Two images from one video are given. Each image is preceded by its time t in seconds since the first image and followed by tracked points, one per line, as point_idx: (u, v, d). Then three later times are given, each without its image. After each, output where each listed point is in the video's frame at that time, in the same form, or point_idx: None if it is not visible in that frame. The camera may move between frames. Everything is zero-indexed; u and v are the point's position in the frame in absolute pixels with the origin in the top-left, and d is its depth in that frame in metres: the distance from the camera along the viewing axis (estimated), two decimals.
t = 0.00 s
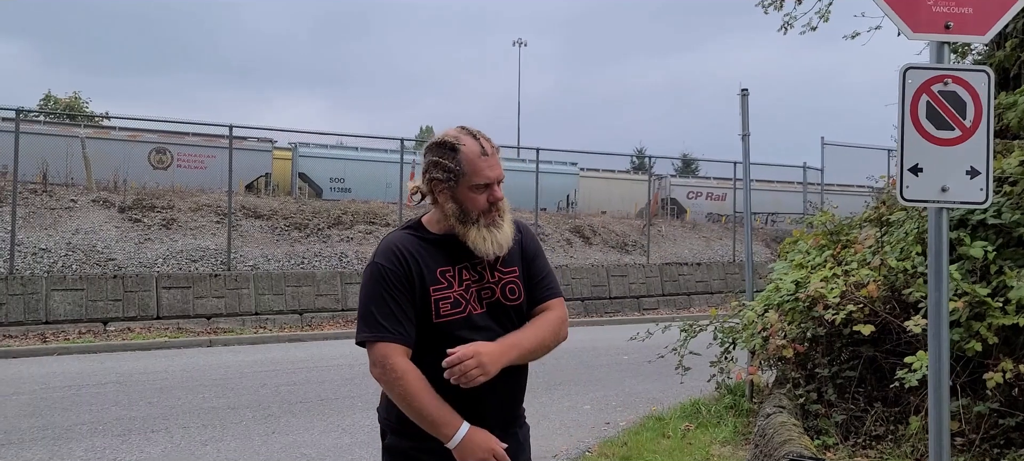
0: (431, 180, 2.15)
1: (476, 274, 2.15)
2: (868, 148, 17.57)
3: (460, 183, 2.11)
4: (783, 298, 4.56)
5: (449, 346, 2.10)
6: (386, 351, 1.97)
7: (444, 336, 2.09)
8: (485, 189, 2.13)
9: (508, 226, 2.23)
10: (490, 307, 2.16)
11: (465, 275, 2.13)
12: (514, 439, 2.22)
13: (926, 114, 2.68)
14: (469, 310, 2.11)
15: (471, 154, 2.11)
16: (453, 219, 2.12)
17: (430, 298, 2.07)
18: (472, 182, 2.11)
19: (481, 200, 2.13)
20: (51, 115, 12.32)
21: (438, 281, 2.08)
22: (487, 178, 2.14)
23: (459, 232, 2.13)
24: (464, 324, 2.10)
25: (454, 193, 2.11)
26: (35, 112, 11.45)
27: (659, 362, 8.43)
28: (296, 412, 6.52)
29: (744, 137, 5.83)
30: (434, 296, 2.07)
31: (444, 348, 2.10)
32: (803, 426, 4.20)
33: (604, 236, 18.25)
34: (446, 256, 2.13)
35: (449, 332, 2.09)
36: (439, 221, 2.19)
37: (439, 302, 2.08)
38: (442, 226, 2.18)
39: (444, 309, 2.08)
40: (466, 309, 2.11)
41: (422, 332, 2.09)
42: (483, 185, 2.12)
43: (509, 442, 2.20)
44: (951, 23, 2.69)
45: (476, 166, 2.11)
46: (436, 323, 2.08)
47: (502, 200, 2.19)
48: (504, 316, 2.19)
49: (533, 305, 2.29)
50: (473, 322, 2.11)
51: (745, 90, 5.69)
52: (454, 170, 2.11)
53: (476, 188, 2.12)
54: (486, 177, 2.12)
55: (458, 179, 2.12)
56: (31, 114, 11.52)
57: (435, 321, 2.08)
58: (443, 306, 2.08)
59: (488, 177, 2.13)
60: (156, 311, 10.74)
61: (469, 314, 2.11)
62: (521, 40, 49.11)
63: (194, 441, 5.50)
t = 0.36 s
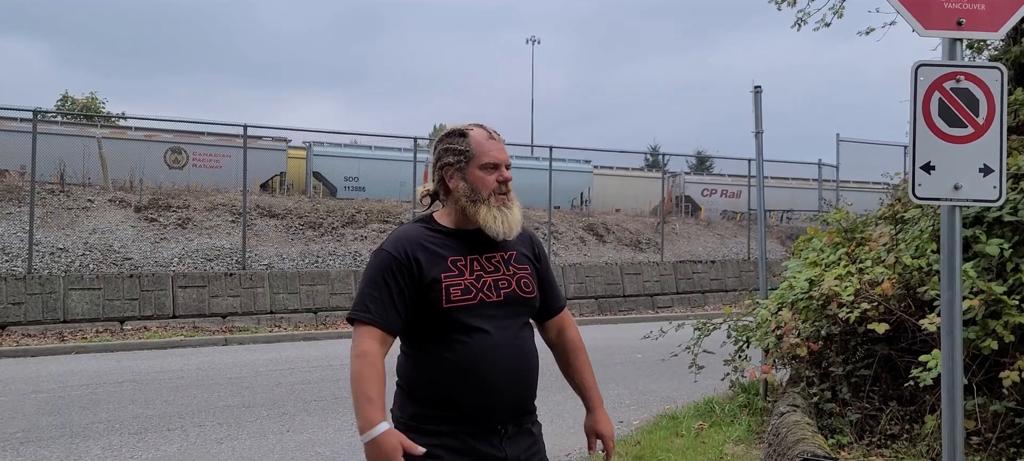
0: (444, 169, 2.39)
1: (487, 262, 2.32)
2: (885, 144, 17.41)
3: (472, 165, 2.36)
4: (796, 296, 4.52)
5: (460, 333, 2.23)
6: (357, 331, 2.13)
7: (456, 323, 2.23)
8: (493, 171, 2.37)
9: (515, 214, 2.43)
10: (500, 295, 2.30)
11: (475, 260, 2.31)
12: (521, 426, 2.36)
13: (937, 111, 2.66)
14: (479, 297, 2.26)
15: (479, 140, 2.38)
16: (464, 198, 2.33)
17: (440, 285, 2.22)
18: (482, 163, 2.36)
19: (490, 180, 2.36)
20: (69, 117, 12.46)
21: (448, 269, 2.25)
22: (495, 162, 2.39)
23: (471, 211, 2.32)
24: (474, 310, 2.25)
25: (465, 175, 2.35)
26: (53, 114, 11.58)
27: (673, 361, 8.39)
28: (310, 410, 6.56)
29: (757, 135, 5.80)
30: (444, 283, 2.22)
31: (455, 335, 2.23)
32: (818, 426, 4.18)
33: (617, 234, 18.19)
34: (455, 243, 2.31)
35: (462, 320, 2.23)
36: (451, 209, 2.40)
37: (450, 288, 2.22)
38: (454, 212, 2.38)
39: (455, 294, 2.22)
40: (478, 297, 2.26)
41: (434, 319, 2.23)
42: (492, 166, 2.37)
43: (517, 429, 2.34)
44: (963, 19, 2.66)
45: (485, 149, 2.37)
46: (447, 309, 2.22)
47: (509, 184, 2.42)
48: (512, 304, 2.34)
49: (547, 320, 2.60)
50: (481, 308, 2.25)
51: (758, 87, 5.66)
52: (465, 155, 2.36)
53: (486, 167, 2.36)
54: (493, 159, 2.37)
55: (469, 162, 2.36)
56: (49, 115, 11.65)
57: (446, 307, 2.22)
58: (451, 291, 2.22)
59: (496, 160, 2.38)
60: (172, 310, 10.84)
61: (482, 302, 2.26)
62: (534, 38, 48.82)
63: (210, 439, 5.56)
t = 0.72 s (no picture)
0: (471, 173, 2.48)
1: (509, 257, 2.38)
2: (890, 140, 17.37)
3: (495, 166, 2.43)
4: (802, 292, 4.54)
5: (482, 321, 2.28)
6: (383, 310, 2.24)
7: (480, 311, 2.28)
8: (515, 171, 2.44)
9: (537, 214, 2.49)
10: (521, 287, 2.36)
11: (499, 254, 2.36)
12: (540, 416, 2.39)
13: (943, 105, 2.65)
14: (501, 286, 2.31)
15: (502, 144, 2.47)
16: (488, 195, 2.40)
17: (465, 273, 2.28)
18: (505, 164, 2.44)
19: (513, 180, 2.43)
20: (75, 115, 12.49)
21: (473, 258, 2.31)
22: (518, 164, 2.47)
23: (494, 208, 2.39)
24: (497, 299, 2.30)
25: (488, 174, 2.43)
26: (59, 112, 11.60)
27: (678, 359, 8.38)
28: (316, 407, 6.58)
29: (762, 131, 5.79)
30: (469, 271, 2.29)
31: (478, 322, 2.28)
32: (823, 422, 4.18)
33: (622, 231, 18.16)
34: (480, 238, 2.37)
35: (484, 308, 2.28)
36: (477, 208, 2.47)
37: (474, 275, 2.29)
38: (480, 210, 2.45)
39: (480, 282, 2.29)
40: (501, 287, 2.31)
41: (458, 307, 2.28)
42: (515, 167, 2.45)
43: (536, 419, 2.36)
44: (968, 14, 2.65)
45: (508, 152, 2.46)
46: (472, 295, 2.27)
47: (532, 187, 2.49)
48: (532, 296, 2.38)
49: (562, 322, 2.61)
50: (504, 297, 2.31)
51: (763, 82, 5.65)
52: (489, 157, 2.45)
53: (509, 168, 2.43)
54: (516, 161, 2.45)
55: (493, 163, 2.44)
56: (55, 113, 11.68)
57: (471, 294, 2.27)
58: (476, 278, 2.28)
59: (519, 162, 2.46)
60: (178, 307, 10.89)
61: (504, 293, 2.32)
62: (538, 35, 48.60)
63: (216, 436, 5.59)
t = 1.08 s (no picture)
0: (492, 171, 2.50)
1: (523, 250, 2.41)
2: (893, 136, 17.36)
3: (516, 163, 2.45)
4: (805, 287, 4.50)
5: (491, 307, 2.32)
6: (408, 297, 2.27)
7: (488, 297, 2.32)
8: (536, 168, 2.46)
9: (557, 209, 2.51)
10: (531, 280, 2.39)
11: (513, 247, 2.40)
12: (537, 404, 2.42)
13: (947, 99, 2.66)
14: (512, 278, 2.35)
15: (523, 142, 2.48)
16: (509, 191, 2.42)
17: (480, 261, 2.32)
18: (525, 161, 2.45)
19: (533, 177, 2.45)
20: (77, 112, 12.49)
21: (489, 247, 2.35)
22: (539, 161, 2.48)
23: (514, 204, 2.41)
24: (506, 288, 2.34)
25: (509, 172, 2.44)
26: (61, 108, 11.62)
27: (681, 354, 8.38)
28: (319, 402, 6.60)
29: (765, 126, 5.79)
30: (483, 260, 2.32)
31: (487, 308, 2.32)
32: (827, 416, 4.19)
33: (626, 227, 18.09)
34: (499, 232, 2.40)
35: (492, 295, 2.32)
36: (497, 203, 2.50)
37: (488, 265, 2.33)
38: (503, 206, 2.47)
39: (492, 271, 2.32)
40: (511, 278, 2.35)
41: (468, 292, 2.33)
42: (535, 165, 2.46)
43: (533, 404, 2.40)
44: (973, 7, 2.65)
45: (528, 149, 2.47)
46: (484, 282, 2.31)
47: (551, 182, 2.50)
48: (541, 289, 2.41)
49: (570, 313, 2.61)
50: (513, 288, 2.34)
51: (766, 78, 5.64)
52: (509, 154, 2.47)
53: (530, 165, 2.45)
54: (537, 158, 2.46)
55: (513, 160, 2.46)
56: (57, 109, 11.69)
57: (483, 281, 2.31)
58: (489, 268, 2.32)
59: (538, 159, 2.47)
60: (180, 302, 10.89)
61: (513, 284, 2.35)
62: (542, 30, 48.67)
63: (220, 431, 5.61)
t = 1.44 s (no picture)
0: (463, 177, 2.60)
1: (494, 247, 2.46)
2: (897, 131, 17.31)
3: (483, 165, 2.53)
4: (809, 282, 4.49)
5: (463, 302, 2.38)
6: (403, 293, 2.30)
7: (461, 292, 2.38)
8: (502, 170, 2.53)
9: (528, 208, 2.56)
10: (503, 275, 2.43)
11: (485, 243, 2.45)
12: (516, 396, 2.46)
13: (951, 93, 2.66)
14: (484, 273, 2.40)
15: (489, 146, 2.58)
16: (476, 192, 2.50)
17: (452, 257, 2.38)
18: (490, 163, 2.53)
19: (499, 177, 2.52)
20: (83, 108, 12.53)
21: (461, 244, 2.41)
22: (505, 163, 2.55)
23: (481, 203, 2.49)
24: (478, 283, 2.39)
25: (476, 174, 2.53)
26: (67, 104, 11.66)
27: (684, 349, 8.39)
28: (324, 397, 6.63)
29: (769, 121, 5.78)
30: (455, 256, 2.39)
31: (460, 303, 2.38)
32: (831, 410, 4.19)
33: (628, 222, 18.10)
34: (471, 230, 2.46)
35: (464, 289, 2.38)
36: (471, 207, 2.58)
37: (460, 260, 2.39)
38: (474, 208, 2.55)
39: (464, 267, 2.38)
40: (482, 272, 2.40)
41: (443, 288, 2.39)
42: (501, 166, 2.53)
43: (510, 396, 2.44)
44: (978, 1, 2.64)
45: (493, 152, 2.55)
46: (455, 278, 2.38)
47: (519, 182, 2.56)
48: (514, 283, 2.45)
49: (551, 310, 2.67)
50: (484, 283, 2.40)
51: (770, 72, 5.63)
52: (476, 158, 2.56)
53: (495, 166, 2.52)
54: (501, 160, 2.54)
55: (480, 164, 2.55)
56: (63, 105, 11.73)
57: (455, 277, 2.38)
58: (461, 263, 2.38)
59: (504, 161, 2.55)
60: (185, 298, 10.94)
61: (485, 278, 2.40)
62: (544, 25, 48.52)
63: (226, 425, 5.64)
